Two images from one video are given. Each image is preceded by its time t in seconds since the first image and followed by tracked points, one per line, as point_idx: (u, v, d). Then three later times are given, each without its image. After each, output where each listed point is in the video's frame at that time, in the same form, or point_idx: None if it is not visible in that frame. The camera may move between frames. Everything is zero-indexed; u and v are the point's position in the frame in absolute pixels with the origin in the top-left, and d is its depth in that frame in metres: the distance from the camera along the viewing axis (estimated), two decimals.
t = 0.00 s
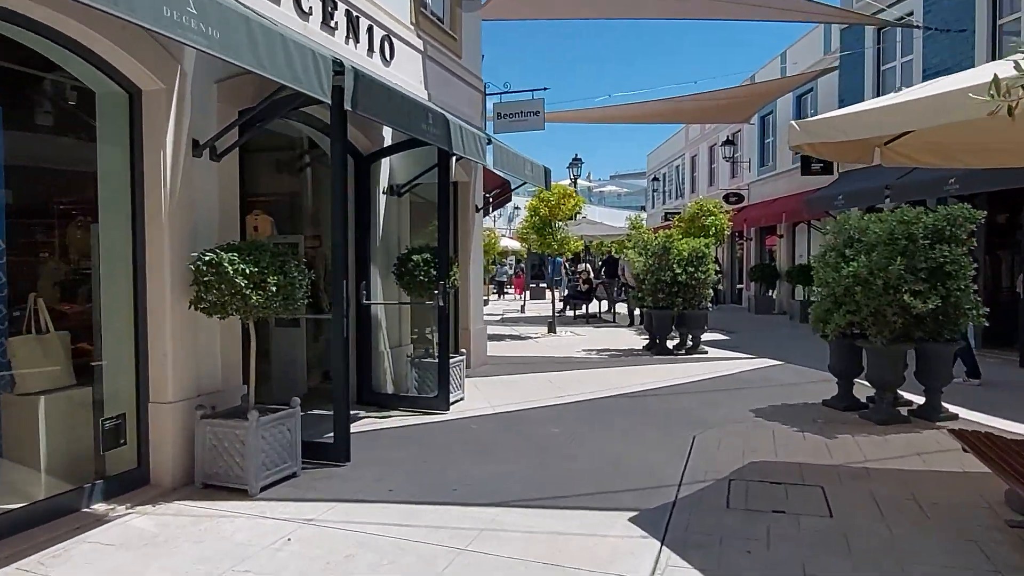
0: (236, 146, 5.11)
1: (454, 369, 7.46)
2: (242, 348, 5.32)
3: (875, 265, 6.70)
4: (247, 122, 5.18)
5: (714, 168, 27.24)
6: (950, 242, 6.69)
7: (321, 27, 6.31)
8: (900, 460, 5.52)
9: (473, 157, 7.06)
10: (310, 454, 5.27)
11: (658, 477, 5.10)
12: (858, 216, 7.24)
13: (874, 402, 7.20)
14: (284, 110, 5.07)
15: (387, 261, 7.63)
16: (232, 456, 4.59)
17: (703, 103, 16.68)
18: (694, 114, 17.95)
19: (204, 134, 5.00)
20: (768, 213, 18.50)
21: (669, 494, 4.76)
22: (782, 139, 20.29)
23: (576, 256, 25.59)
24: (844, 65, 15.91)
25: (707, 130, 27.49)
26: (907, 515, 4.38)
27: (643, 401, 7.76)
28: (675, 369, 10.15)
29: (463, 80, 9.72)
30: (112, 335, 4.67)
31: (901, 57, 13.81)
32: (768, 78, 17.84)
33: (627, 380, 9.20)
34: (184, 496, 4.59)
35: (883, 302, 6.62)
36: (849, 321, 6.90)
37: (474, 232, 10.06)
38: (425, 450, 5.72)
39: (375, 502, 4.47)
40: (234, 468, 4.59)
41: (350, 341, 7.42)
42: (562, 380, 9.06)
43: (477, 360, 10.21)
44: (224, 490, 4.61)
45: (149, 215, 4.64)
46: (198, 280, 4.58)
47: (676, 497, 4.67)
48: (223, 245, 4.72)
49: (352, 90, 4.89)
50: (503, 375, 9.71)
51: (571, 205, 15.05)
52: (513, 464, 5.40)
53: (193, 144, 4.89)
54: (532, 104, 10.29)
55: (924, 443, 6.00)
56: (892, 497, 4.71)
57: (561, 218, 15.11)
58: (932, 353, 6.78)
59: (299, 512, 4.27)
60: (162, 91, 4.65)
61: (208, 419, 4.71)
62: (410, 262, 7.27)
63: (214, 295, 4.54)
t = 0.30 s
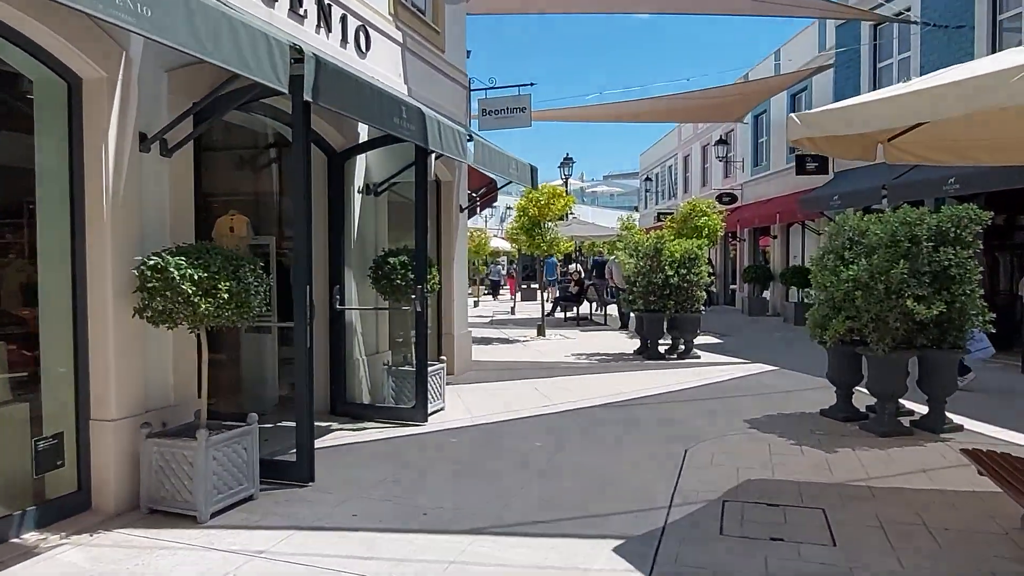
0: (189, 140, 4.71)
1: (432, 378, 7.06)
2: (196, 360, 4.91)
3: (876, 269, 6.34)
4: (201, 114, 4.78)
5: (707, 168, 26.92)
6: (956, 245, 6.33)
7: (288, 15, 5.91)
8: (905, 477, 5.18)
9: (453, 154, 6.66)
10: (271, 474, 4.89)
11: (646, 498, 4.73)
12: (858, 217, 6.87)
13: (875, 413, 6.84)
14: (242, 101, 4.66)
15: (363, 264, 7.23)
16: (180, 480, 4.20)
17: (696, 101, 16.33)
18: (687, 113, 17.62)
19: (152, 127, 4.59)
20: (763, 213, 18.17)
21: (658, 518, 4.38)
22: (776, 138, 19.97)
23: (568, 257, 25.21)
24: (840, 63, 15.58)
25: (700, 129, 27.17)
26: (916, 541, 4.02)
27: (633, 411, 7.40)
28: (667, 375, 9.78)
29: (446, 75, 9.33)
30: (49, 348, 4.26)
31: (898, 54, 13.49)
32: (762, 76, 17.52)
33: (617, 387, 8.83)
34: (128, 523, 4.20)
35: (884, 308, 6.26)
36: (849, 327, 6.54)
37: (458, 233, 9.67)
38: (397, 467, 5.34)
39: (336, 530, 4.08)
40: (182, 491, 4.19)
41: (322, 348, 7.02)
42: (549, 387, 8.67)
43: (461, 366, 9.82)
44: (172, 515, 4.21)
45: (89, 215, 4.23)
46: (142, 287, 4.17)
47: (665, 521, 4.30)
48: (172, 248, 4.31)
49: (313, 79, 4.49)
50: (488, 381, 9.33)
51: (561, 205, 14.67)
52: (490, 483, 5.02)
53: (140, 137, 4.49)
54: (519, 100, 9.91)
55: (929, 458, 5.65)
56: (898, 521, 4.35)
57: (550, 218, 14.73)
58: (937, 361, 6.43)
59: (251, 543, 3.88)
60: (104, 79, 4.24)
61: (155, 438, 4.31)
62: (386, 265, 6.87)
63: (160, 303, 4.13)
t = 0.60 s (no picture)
0: (128, 125, 4.31)
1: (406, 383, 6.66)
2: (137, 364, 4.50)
3: (875, 266, 5.97)
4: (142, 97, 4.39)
5: (699, 166, 26.60)
6: (959, 241, 5.97)
7: None
8: (907, 490, 4.81)
9: (426, 145, 6.26)
10: (220, 489, 4.50)
11: (628, 514, 4.36)
12: (855, 213, 6.51)
13: (874, 418, 6.46)
14: (187, 82, 4.27)
15: (333, 262, 6.83)
16: (112, 498, 3.80)
17: (687, 97, 15.97)
18: (678, 109, 17.27)
19: (86, 111, 4.19)
20: (756, 212, 17.83)
21: (639, 539, 4.00)
22: (769, 136, 19.64)
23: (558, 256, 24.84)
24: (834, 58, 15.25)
25: (693, 127, 26.84)
26: (922, 564, 3.66)
27: (619, 416, 7.03)
28: (657, 378, 9.40)
29: (426, 65, 8.93)
30: None
31: (893, 48, 13.16)
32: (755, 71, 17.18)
33: (604, 390, 8.45)
34: (55, 546, 3.80)
35: (883, 308, 5.89)
36: (846, 328, 6.17)
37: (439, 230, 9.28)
38: (361, 480, 4.95)
39: (283, 554, 3.69)
40: (114, 511, 3.80)
41: (289, 351, 6.63)
42: (532, 392, 8.27)
43: (442, 369, 9.42)
44: (104, 537, 3.82)
45: (12, 205, 3.82)
46: (69, 286, 3.76)
47: (648, 542, 3.93)
48: (104, 242, 3.90)
49: (261, 58, 4.09)
50: (470, 385, 8.95)
51: (548, 203, 14.29)
52: (460, 497, 4.64)
53: (73, 121, 4.08)
54: (501, 92, 9.52)
55: (933, 468, 5.29)
56: (902, 540, 3.97)
57: (538, 216, 14.33)
58: (939, 364, 6.06)
59: (186, 570, 3.49)
60: (30, 56, 3.83)
61: (86, 451, 3.91)
62: (358, 262, 6.48)
63: (87, 301, 3.72)
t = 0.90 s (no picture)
0: (56, 112, 3.91)
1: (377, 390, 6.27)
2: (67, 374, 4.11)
3: (874, 267, 5.61)
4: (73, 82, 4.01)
5: (693, 165, 26.29)
6: (963, 241, 5.61)
7: None
8: (910, 509, 4.45)
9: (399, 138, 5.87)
10: (159, 512, 4.12)
11: (607, 539, 3.99)
12: (853, 212, 6.15)
13: (872, 428, 6.10)
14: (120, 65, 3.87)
15: (300, 262, 6.44)
16: (29, 526, 3.41)
17: (680, 94, 15.61)
18: (670, 107, 16.93)
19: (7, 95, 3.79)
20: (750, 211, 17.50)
21: (618, 568, 3.63)
22: (763, 134, 19.31)
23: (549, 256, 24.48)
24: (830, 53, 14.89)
25: (687, 126, 26.52)
26: None
27: (603, 424, 6.66)
28: (646, 383, 9.04)
29: (405, 56, 8.55)
30: None
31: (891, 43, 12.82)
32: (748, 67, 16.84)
33: (590, 396, 8.08)
34: None
35: (883, 311, 5.52)
36: (843, 333, 5.81)
37: (419, 228, 8.90)
38: (319, 499, 4.56)
39: None
40: (32, 540, 3.41)
41: (252, 356, 6.26)
42: (514, 398, 7.90)
43: (423, 374, 9.04)
44: (20, 569, 3.43)
45: None
46: None
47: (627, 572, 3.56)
48: (21, 240, 3.50)
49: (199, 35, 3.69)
50: (450, 390, 8.58)
51: (537, 201, 13.90)
52: (426, 519, 4.26)
53: None
54: (484, 85, 9.15)
55: (936, 485, 4.93)
56: (906, 569, 3.62)
57: (526, 215, 13.95)
58: (943, 371, 5.71)
59: None
60: None
61: (2, 473, 3.51)
62: (325, 262, 6.10)
63: None
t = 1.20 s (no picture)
0: None
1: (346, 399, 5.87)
2: None
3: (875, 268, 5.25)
4: None
5: (686, 164, 25.95)
6: (970, 239, 5.25)
7: None
8: (917, 531, 4.09)
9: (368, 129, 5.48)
10: (91, 539, 3.73)
11: (585, 566, 3.62)
12: (852, 209, 5.79)
13: (873, 438, 5.74)
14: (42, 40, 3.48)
15: (266, 263, 6.04)
16: None
17: (672, 91, 15.24)
18: (662, 104, 16.57)
19: None
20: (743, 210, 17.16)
21: None
22: (757, 132, 18.98)
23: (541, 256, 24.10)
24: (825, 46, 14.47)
25: (679, 124, 26.17)
26: None
27: (588, 433, 6.29)
28: (636, 388, 8.67)
29: (382, 46, 8.16)
30: None
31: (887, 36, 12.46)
32: (741, 64, 16.50)
33: (577, 402, 7.71)
34: None
35: (885, 315, 5.16)
36: (842, 338, 5.44)
37: (398, 227, 8.51)
38: (273, 521, 4.18)
39: None
40: None
41: (214, 363, 5.87)
42: (497, 405, 7.52)
43: (403, 379, 8.65)
44: None
45: None
46: None
47: None
48: None
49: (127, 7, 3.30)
50: (430, 395, 8.20)
51: (525, 200, 13.51)
52: (387, 544, 3.88)
53: None
54: (467, 77, 8.78)
55: (943, 502, 4.57)
56: None
57: (514, 214, 13.56)
58: (949, 378, 5.35)
59: None
60: None
61: None
62: (290, 263, 5.71)
63: None
